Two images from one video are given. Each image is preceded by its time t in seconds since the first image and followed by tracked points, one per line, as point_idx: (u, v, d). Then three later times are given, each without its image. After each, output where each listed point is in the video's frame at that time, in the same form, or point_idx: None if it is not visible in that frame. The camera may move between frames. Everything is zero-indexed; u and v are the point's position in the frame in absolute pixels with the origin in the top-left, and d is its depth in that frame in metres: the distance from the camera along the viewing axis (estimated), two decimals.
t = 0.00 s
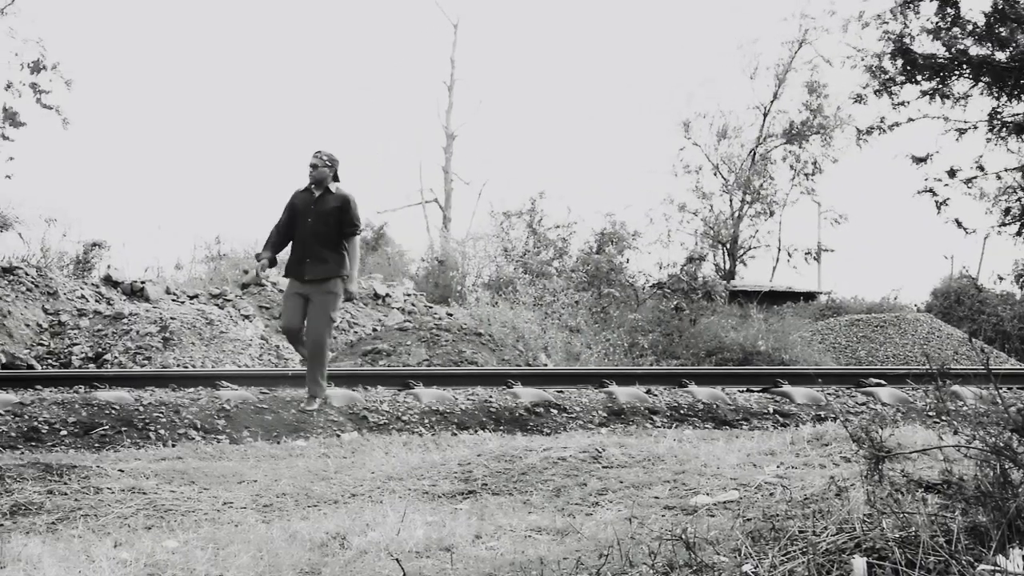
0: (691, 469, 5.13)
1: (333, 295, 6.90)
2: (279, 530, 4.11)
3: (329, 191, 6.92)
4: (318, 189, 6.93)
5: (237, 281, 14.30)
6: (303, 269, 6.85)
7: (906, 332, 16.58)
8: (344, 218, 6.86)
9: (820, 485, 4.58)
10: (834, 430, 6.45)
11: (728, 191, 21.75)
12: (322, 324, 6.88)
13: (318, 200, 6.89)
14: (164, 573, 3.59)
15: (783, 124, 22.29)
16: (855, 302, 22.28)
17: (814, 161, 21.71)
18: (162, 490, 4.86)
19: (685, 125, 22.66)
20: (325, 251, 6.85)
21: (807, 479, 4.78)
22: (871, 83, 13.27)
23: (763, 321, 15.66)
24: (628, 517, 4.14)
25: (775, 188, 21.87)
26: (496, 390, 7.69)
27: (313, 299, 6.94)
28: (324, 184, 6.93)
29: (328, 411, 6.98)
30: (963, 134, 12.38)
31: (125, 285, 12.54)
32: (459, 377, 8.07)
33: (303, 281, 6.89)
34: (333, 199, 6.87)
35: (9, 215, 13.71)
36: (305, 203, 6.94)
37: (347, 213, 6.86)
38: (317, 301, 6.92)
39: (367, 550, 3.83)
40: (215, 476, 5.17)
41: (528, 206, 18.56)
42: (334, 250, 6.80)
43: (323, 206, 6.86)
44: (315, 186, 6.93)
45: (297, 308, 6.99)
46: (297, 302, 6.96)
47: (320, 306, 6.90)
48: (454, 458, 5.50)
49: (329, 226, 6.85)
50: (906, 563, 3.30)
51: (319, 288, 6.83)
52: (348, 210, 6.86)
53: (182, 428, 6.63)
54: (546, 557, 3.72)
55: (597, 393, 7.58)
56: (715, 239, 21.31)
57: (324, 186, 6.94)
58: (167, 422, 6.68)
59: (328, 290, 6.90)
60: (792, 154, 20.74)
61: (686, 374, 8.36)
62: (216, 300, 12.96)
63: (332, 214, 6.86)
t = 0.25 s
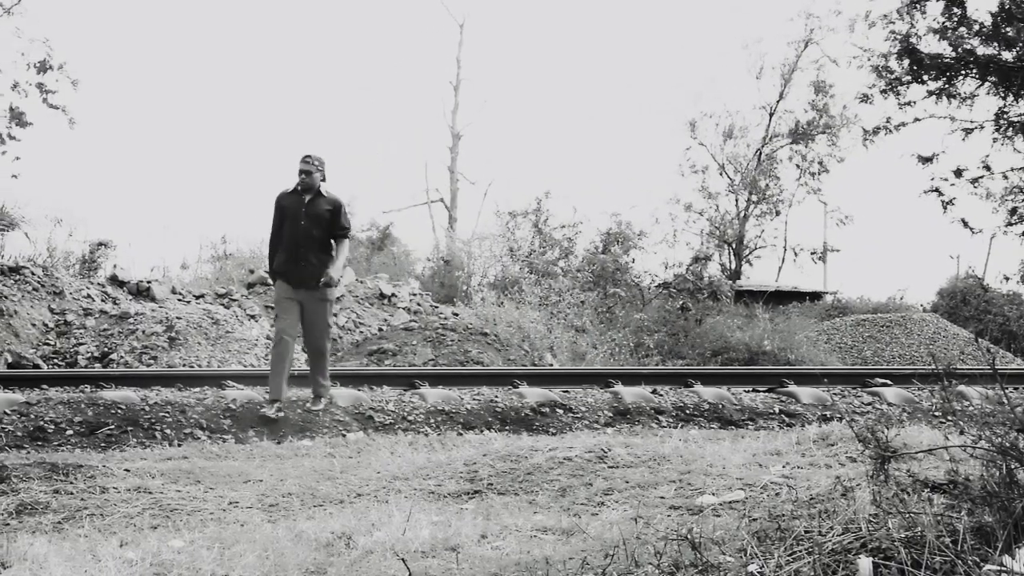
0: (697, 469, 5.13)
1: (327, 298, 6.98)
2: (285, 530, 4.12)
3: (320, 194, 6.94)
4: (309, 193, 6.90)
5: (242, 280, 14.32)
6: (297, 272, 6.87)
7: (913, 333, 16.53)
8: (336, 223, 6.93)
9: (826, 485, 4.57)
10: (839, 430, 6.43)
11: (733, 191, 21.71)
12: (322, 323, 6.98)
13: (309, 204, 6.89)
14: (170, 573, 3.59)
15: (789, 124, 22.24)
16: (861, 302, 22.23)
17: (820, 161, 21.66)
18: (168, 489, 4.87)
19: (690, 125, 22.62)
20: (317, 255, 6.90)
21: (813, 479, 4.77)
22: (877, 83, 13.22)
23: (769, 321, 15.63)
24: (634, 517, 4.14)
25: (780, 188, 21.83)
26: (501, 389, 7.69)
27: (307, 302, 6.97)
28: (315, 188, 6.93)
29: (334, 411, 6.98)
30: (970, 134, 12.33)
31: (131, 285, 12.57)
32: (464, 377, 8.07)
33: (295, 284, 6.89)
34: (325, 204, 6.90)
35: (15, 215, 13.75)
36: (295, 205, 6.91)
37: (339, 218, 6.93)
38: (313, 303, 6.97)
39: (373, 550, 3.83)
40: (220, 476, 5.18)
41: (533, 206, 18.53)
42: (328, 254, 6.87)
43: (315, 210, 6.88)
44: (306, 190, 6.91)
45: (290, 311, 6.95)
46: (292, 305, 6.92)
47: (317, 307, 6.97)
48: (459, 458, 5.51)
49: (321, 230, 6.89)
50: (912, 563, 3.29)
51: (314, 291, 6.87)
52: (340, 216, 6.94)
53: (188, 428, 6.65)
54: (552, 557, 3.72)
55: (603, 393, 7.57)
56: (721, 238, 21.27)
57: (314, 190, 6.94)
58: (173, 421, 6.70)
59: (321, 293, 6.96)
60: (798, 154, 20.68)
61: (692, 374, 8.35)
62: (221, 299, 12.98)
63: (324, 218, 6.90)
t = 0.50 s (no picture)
0: (701, 469, 5.12)
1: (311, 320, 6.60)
2: (290, 530, 4.12)
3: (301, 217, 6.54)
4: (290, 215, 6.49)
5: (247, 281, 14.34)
6: (284, 296, 6.40)
7: (917, 333, 16.49)
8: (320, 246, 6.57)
9: (830, 485, 4.56)
10: (844, 430, 6.41)
11: (737, 191, 21.68)
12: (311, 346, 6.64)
13: (292, 227, 6.47)
14: (174, 573, 3.59)
15: (793, 124, 22.20)
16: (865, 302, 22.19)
17: (824, 161, 21.62)
18: (172, 490, 4.87)
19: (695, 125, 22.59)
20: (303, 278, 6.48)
21: (818, 479, 4.77)
22: (882, 83, 13.20)
23: (773, 321, 15.61)
24: (638, 517, 4.13)
25: (785, 188, 21.80)
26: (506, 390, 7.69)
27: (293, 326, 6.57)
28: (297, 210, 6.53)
29: (338, 412, 6.99)
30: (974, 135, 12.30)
31: (136, 286, 12.59)
32: (468, 377, 8.07)
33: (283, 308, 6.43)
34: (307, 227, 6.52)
35: (20, 215, 13.78)
36: (277, 229, 6.47)
37: (322, 241, 6.57)
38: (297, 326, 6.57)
39: (377, 550, 3.83)
40: (225, 476, 5.18)
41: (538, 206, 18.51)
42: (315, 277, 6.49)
43: (299, 233, 6.47)
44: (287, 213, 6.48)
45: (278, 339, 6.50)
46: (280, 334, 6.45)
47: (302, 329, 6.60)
48: (464, 458, 5.51)
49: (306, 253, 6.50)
50: (917, 564, 3.28)
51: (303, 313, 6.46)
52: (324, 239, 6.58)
53: (193, 428, 6.66)
54: (556, 557, 3.71)
55: (607, 393, 7.56)
56: (725, 238, 21.24)
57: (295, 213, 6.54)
58: (178, 422, 6.71)
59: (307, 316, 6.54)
60: (802, 154, 20.65)
61: (696, 374, 8.34)
62: (226, 300, 13.00)
63: (308, 241, 6.51)
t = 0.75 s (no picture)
0: (708, 470, 5.11)
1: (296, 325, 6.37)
2: (297, 531, 4.13)
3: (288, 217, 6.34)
4: (276, 216, 6.30)
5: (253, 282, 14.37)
6: (269, 299, 6.27)
7: (924, 333, 16.43)
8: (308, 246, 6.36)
9: (837, 485, 4.56)
10: (851, 430, 6.39)
11: (743, 191, 21.64)
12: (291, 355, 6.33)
13: (278, 229, 6.29)
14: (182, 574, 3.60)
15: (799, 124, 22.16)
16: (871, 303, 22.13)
17: (830, 161, 21.58)
18: (179, 491, 4.89)
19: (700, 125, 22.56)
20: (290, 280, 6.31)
21: (825, 479, 4.76)
22: (887, 83, 13.16)
23: (779, 321, 15.57)
24: (645, 517, 4.13)
25: (791, 188, 21.75)
26: (512, 390, 7.69)
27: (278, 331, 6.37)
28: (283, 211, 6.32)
29: (345, 413, 7.00)
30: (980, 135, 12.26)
31: (142, 287, 12.63)
32: (474, 378, 8.07)
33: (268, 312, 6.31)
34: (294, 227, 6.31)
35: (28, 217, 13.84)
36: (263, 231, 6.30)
37: (310, 241, 6.36)
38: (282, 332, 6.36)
39: (385, 551, 3.84)
40: (232, 477, 5.19)
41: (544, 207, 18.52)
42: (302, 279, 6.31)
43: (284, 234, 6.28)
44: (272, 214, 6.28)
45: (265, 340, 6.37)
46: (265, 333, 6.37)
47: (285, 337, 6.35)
48: (471, 459, 5.51)
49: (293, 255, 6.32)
50: (924, 564, 3.27)
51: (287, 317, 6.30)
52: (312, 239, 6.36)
53: (199, 430, 6.67)
54: (563, 558, 3.71)
55: (614, 394, 7.56)
56: (731, 239, 21.20)
57: (282, 213, 6.33)
58: (185, 423, 6.72)
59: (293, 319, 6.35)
60: (808, 154, 20.60)
61: (703, 375, 8.32)
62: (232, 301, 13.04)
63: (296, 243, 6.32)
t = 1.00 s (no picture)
0: (716, 470, 5.10)
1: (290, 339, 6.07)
2: (305, 531, 4.13)
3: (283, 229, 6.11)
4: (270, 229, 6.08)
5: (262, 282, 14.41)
6: (261, 313, 6.03)
7: (933, 333, 16.37)
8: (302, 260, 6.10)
9: (846, 486, 4.54)
10: (859, 430, 6.37)
11: (751, 191, 21.59)
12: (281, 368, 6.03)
13: (272, 241, 6.06)
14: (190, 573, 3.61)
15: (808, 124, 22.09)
16: (880, 303, 22.04)
17: (839, 161, 21.51)
18: (187, 490, 4.90)
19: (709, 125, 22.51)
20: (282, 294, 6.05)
21: (834, 479, 4.74)
22: (896, 83, 13.11)
23: (787, 321, 15.53)
24: (653, 518, 4.12)
25: (799, 188, 21.69)
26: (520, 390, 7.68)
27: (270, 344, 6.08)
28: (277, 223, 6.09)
29: (353, 412, 7.00)
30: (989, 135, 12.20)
31: (151, 287, 12.67)
32: (482, 378, 8.06)
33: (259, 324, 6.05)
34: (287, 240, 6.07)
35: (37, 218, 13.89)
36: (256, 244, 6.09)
37: (305, 254, 6.10)
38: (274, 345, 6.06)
39: (392, 551, 3.84)
40: (240, 477, 5.20)
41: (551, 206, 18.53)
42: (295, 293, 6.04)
43: (278, 247, 6.05)
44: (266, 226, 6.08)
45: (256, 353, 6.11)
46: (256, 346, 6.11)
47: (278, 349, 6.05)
48: (478, 459, 5.51)
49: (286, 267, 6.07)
50: (933, 565, 3.26)
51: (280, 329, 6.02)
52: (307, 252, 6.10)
53: (208, 429, 6.68)
54: (571, 558, 3.71)
55: (622, 394, 7.54)
56: (739, 238, 21.15)
57: (276, 225, 6.10)
58: (193, 423, 6.73)
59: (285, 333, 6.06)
60: (817, 153, 20.53)
61: (711, 375, 8.30)
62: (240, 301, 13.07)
63: (289, 256, 6.09)
